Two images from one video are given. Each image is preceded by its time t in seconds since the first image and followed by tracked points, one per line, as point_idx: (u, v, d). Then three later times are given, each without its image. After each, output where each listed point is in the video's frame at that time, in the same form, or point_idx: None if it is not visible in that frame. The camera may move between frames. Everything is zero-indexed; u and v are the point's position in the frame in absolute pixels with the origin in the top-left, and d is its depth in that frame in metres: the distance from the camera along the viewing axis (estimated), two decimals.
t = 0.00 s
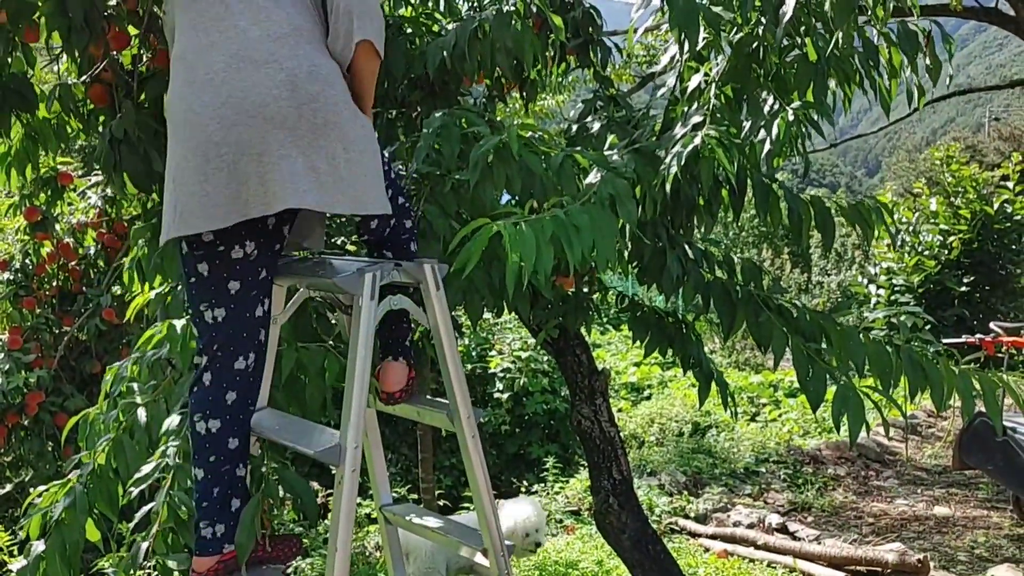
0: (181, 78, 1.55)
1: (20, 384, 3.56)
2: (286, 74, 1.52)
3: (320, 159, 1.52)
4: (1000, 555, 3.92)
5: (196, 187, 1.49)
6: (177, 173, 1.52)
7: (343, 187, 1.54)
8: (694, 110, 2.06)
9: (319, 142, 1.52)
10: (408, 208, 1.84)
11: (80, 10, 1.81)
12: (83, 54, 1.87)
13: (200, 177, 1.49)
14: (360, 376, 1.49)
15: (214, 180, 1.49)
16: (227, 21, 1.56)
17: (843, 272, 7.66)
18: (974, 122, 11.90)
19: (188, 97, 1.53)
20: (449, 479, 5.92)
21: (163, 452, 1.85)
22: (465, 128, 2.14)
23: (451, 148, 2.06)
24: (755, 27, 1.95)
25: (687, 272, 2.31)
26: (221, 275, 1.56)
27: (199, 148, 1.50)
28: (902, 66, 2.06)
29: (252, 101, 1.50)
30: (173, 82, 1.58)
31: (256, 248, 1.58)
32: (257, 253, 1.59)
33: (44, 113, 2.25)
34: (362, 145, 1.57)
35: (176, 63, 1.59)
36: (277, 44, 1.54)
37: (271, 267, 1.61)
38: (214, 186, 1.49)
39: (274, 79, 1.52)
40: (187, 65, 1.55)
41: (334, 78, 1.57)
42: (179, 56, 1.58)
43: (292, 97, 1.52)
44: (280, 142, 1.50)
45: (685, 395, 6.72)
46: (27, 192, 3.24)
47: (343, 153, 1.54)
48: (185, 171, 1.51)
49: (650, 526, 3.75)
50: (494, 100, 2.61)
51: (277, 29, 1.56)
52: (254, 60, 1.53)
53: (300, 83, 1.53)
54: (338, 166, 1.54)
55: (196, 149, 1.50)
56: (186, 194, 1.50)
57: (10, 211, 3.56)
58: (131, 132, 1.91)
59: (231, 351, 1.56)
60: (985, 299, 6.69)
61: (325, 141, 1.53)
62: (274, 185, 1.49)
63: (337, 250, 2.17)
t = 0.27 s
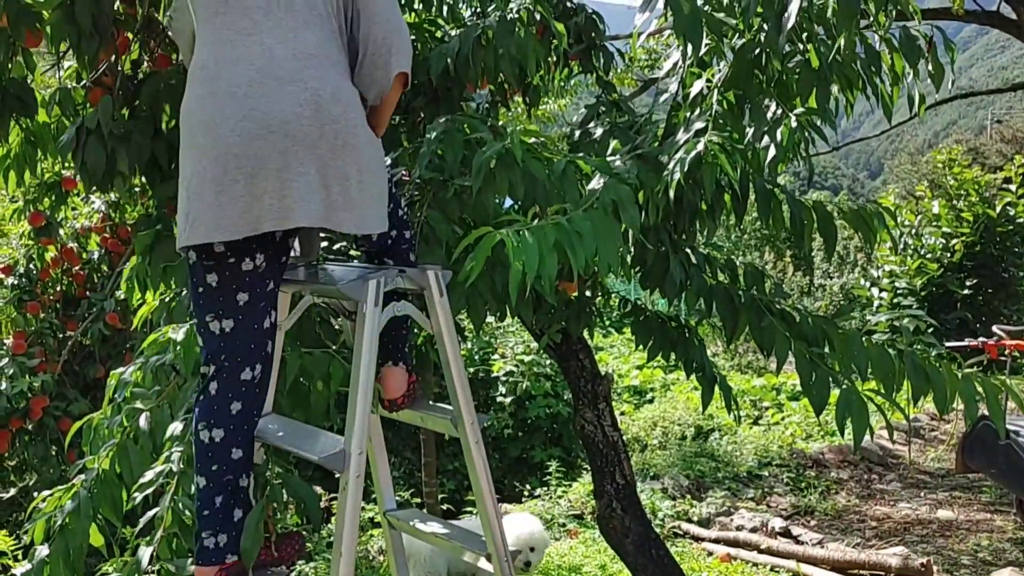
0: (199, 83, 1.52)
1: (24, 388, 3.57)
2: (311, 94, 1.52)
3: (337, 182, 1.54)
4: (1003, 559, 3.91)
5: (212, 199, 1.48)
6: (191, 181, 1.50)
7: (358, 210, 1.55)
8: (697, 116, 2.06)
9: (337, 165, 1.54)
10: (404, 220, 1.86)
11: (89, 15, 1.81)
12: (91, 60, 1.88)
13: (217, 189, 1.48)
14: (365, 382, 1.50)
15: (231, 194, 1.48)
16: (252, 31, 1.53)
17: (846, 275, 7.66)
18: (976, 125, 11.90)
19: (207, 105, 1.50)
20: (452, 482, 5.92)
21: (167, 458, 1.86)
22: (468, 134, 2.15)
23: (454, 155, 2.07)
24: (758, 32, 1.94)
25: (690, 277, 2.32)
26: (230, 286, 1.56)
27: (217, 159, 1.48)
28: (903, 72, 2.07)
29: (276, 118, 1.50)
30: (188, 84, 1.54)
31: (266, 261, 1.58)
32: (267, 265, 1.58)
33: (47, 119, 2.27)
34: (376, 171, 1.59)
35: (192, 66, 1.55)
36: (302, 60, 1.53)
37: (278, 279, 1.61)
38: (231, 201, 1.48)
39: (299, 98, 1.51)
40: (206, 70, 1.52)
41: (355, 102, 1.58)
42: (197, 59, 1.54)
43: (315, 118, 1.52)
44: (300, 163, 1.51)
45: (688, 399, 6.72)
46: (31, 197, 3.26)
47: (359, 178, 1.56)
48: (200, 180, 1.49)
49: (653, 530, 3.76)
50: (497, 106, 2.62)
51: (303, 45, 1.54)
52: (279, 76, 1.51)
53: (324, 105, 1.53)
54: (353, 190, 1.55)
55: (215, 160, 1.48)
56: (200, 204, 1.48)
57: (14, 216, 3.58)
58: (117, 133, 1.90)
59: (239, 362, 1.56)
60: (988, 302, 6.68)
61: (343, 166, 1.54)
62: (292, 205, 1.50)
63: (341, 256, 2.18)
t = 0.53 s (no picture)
0: (209, 81, 1.51)
1: (27, 393, 3.57)
2: (321, 96, 1.51)
3: (346, 184, 1.53)
4: (1008, 563, 3.90)
5: (221, 199, 1.48)
6: (200, 180, 1.50)
7: (366, 212, 1.55)
8: (700, 121, 2.07)
9: (346, 167, 1.53)
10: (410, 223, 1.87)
11: (86, 17, 1.81)
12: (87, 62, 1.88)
13: (226, 190, 1.48)
14: (373, 388, 1.50)
15: (241, 195, 1.48)
16: (263, 30, 1.52)
17: (849, 278, 7.65)
18: (979, 127, 11.89)
19: (219, 104, 1.50)
20: (456, 487, 5.91)
21: (172, 465, 1.86)
22: (470, 138, 2.15)
23: (457, 159, 2.07)
24: (760, 38, 1.93)
25: (693, 281, 2.31)
26: (246, 285, 1.55)
27: (227, 160, 1.48)
28: (908, 76, 2.06)
29: (286, 120, 1.49)
30: (199, 81, 1.53)
31: (278, 257, 1.58)
32: (279, 262, 1.58)
33: (37, 123, 2.23)
34: (386, 171, 1.58)
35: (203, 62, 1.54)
36: (313, 61, 1.52)
37: (293, 276, 1.61)
38: (240, 202, 1.48)
39: (309, 99, 1.51)
40: (217, 68, 1.52)
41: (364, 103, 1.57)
42: (208, 56, 1.53)
43: (325, 119, 1.51)
44: (309, 165, 1.50)
45: (691, 402, 6.71)
46: (35, 202, 3.26)
47: (369, 180, 1.55)
48: (210, 180, 1.49)
49: (657, 535, 3.75)
50: (499, 111, 2.62)
51: (314, 45, 1.53)
52: (290, 77, 1.50)
53: (334, 106, 1.52)
54: (363, 191, 1.55)
55: (225, 160, 1.48)
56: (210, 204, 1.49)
57: (18, 221, 3.58)
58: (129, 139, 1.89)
59: (265, 361, 1.55)
60: (992, 306, 6.65)
61: (353, 168, 1.54)
62: (300, 208, 1.50)
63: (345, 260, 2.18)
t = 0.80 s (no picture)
0: (209, 73, 1.49)
1: (30, 398, 3.58)
2: (325, 91, 1.52)
3: (349, 180, 1.54)
4: (1013, 569, 3.88)
5: (226, 192, 1.46)
6: (200, 173, 1.47)
7: (366, 208, 1.56)
8: (703, 125, 2.06)
9: (349, 163, 1.54)
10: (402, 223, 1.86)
11: (78, 19, 1.82)
12: (77, 62, 1.88)
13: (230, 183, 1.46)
14: (374, 393, 1.50)
15: (246, 191, 1.47)
16: (264, 23, 1.52)
17: (853, 282, 7.64)
18: (983, 131, 11.87)
19: (219, 98, 1.47)
20: (458, 491, 5.90)
21: (175, 471, 1.86)
22: (473, 142, 2.15)
23: (461, 163, 2.08)
24: (763, 42, 1.95)
25: (696, 286, 2.31)
26: (236, 276, 1.54)
27: (230, 153, 1.46)
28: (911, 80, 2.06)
29: (291, 114, 1.49)
30: (196, 74, 1.51)
31: (269, 251, 1.57)
32: (272, 257, 1.57)
33: (33, 127, 2.21)
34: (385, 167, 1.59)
35: (199, 55, 1.52)
36: (315, 56, 1.53)
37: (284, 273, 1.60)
38: (245, 196, 1.46)
39: (314, 93, 1.51)
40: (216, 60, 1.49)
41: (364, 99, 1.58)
42: (205, 48, 1.51)
43: (329, 115, 1.52)
44: (313, 159, 1.50)
45: (695, 406, 6.70)
46: (37, 206, 3.27)
47: (368, 176, 1.56)
48: (211, 172, 1.46)
49: (660, 540, 3.74)
50: (501, 115, 2.61)
51: (315, 40, 1.54)
52: (294, 71, 1.50)
53: (337, 101, 1.53)
54: (362, 186, 1.56)
55: (228, 153, 1.46)
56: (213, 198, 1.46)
57: (20, 226, 3.59)
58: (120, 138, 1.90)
59: (252, 354, 1.53)
60: (996, 309, 6.63)
61: (355, 163, 1.54)
62: (304, 202, 1.50)
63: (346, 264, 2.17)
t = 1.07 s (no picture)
0: (208, 106, 1.49)
1: (34, 403, 3.59)
2: (325, 112, 1.52)
3: (356, 199, 1.54)
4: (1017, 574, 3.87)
5: (235, 224, 1.46)
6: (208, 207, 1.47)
7: (374, 226, 1.56)
8: (705, 131, 2.07)
9: (356, 182, 1.54)
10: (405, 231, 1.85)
11: (75, 24, 1.83)
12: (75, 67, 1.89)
13: (240, 214, 1.46)
14: (374, 400, 1.49)
15: (255, 217, 1.47)
16: (259, 50, 1.51)
17: (857, 286, 7.62)
18: (986, 135, 11.85)
19: (224, 125, 1.47)
20: (461, 496, 5.90)
21: (178, 476, 1.86)
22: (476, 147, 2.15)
23: (463, 168, 2.07)
24: (766, 47, 1.96)
25: (699, 291, 2.31)
26: (244, 302, 1.55)
27: (237, 184, 1.47)
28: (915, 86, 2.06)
29: (294, 139, 1.49)
30: (194, 107, 1.51)
31: (276, 274, 1.59)
32: (278, 280, 1.59)
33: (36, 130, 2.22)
34: (390, 184, 1.59)
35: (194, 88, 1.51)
36: (312, 78, 1.52)
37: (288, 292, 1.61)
38: (256, 223, 1.47)
39: (314, 117, 1.51)
40: (213, 91, 1.49)
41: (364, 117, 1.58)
42: (200, 82, 1.51)
43: (330, 136, 1.52)
44: (318, 182, 1.50)
45: (698, 411, 6.69)
46: (41, 212, 3.28)
47: (375, 196, 1.56)
48: (219, 205, 1.47)
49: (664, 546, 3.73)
50: (504, 120, 2.61)
51: (310, 62, 1.53)
52: (292, 96, 1.50)
53: (336, 122, 1.53)
54: (369, 207, 1.56)
55: (235, 184, 1.47)
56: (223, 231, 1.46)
57: (24, 232, 3.60)
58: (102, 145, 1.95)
59: (261, 376, 1.55)
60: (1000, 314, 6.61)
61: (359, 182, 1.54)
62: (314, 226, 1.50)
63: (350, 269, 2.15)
